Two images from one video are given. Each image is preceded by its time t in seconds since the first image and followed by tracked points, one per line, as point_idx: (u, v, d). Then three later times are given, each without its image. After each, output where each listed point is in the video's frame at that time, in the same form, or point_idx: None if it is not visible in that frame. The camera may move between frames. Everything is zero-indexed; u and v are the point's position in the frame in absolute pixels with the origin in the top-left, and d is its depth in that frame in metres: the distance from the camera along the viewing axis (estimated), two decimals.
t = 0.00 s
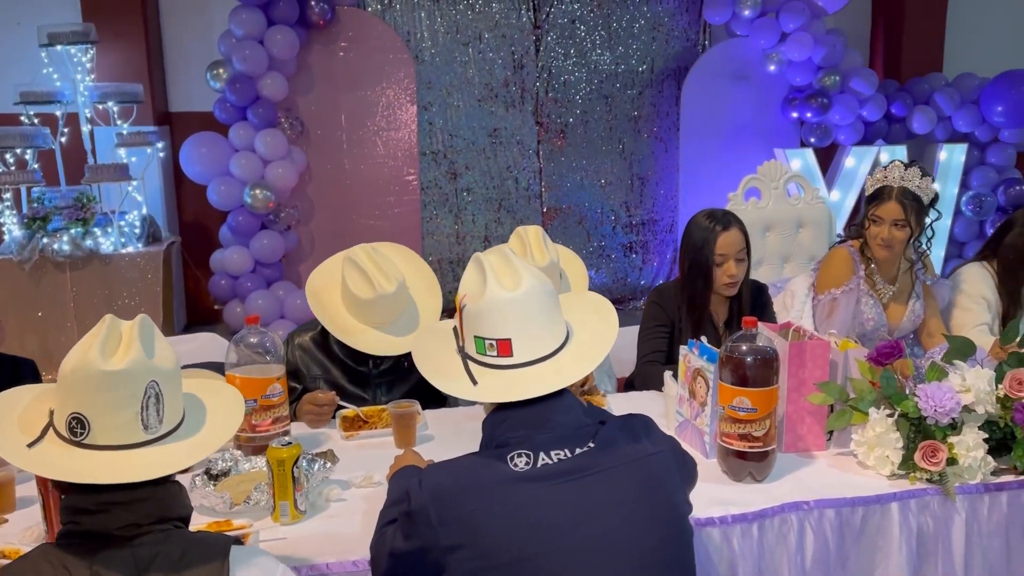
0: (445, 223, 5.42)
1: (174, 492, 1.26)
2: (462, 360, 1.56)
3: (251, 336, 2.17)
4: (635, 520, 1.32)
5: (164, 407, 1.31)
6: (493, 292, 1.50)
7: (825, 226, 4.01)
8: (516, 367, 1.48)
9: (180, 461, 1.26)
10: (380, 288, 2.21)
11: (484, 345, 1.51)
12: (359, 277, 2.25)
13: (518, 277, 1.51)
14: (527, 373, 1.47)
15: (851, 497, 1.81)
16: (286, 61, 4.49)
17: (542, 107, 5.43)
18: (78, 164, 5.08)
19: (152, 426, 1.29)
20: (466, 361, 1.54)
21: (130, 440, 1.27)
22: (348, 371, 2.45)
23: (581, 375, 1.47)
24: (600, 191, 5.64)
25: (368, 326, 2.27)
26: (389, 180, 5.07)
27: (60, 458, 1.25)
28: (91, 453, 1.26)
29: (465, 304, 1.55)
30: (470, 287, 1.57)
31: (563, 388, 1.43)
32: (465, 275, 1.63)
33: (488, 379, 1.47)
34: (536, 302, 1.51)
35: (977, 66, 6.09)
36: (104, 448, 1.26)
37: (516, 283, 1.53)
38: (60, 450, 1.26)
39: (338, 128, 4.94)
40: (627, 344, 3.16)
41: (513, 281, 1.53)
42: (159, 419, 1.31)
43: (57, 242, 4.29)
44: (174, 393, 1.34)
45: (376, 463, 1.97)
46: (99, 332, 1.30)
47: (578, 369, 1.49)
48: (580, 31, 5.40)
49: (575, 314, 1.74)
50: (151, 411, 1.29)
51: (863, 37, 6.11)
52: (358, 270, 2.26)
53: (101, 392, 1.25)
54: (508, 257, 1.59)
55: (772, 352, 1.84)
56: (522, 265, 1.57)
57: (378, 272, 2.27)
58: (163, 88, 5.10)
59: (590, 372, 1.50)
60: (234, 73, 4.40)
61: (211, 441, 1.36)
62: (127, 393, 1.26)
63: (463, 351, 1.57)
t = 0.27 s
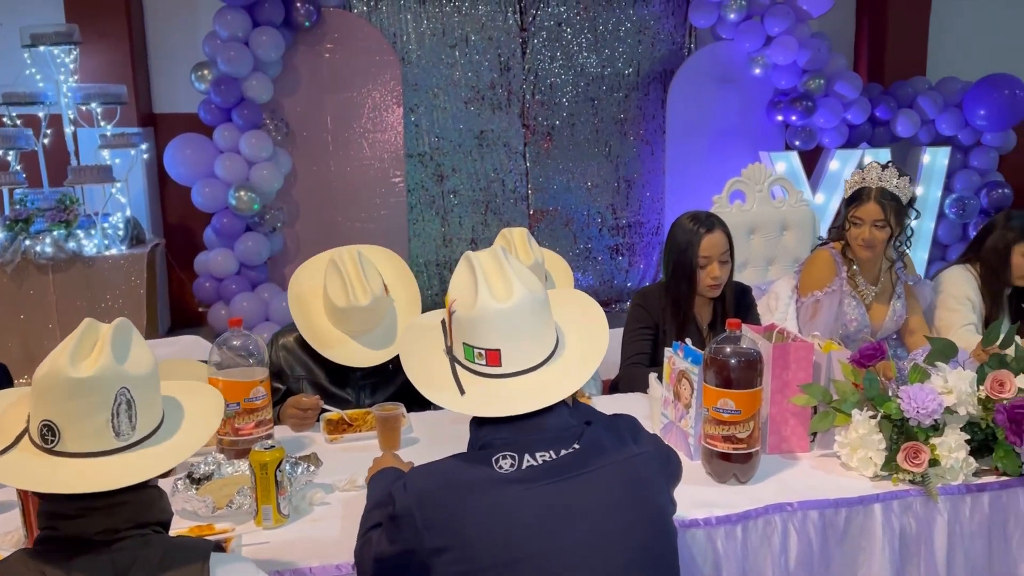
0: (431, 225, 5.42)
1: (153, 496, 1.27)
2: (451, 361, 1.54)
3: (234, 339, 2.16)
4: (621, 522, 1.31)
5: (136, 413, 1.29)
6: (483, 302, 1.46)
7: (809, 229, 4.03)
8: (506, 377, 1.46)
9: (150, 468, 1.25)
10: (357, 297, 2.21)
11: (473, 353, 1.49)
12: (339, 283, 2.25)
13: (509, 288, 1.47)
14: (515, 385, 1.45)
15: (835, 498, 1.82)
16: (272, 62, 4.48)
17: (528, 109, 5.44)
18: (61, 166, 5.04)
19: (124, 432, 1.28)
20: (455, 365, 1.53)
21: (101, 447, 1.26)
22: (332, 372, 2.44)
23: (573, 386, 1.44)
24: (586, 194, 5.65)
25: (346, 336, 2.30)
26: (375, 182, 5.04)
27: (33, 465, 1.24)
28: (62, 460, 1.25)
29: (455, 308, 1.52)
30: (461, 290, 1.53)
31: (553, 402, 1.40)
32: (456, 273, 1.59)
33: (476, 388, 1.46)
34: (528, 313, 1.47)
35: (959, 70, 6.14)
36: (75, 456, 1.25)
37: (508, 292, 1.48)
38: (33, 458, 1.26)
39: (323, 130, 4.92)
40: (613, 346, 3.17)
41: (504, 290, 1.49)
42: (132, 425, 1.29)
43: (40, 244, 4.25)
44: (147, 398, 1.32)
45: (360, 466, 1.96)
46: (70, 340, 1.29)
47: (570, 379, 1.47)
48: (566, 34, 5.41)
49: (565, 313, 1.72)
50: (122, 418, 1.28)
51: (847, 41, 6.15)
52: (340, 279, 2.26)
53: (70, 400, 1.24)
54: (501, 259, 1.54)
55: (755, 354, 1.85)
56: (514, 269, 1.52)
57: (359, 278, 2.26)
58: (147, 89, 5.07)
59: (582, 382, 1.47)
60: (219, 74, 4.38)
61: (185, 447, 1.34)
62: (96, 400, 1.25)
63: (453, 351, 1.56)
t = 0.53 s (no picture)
0: (418, 227, 5.42)
1: (130, 502, 1.26)
2: (437, 362, 1.51)
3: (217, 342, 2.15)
4: (605, 525, 1.31)
5: (105, 416, 1.28)
6: (471, 310, 1.41)
7: (793, 231, 4.05)
8: (492, 385, 1.43)
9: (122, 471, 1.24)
10: (342, 311, 2.20)
11: (459, 359, 1.45)
12: (325, 296, 2.23)
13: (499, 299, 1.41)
14: (501, 395, 1.42)
15: (818, 500, 1.83)
16: (257, 64, 4.46)
17: (515, 111, 5.44)
18: (43, 167, 5.00)
19: (95, 436, 1.27)
20: (441, 367, 1.49)
21: (71, 453, 1.25)
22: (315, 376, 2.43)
23: (561, 399, 1.42)
24: (573, 196, 5.65)
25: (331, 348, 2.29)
26: (361, 184, 5.03)
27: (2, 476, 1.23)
28: (32, 470, 1.23)
29: (442, 311, 1.48)
30: (450, 293, 1.48)
31: (541, 417, 1.38)
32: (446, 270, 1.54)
33: (461, 396, 1.43)
34: (517, 323, 1.42)
35: (942, 74, 6.19)
36: (44, 464, 1.23)
37: (498, 300, 1.43)
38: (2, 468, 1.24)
39: (309, 132, 4.91)
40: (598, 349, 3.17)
41: (494, 297, 1.44)
42: (101, 429, 1.28)
43: (23, 246, 4.21)
44: (115, 401, 1.31)
45: (344, 470, 1.95)
46: (31, 346, 1.27)
47: (558, 391, 1.43)
48: (552, 36, 5.42)
49: (550, 311, 1.68)
50: (91, 422, 1.26)
51: (832, 44, 6.19)
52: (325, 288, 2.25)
53: (36, 407, 1.22)
54: (493, 262, 1.48)
55: (740, 356, 1.85)
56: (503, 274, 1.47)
57: (346, 291, 2.24)
58: (131, 90, 5.04)
59: (571, 395, 1.45)
60: (204, 76, 4.36)
61: (157, 449, 1.33)
62: (63, 405, 1.23)
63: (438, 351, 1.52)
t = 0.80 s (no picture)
0: (405, 228, 5.41)
1: (114, 508, 1.26)
2: (423, 365, 1.48)
3: (201, 345, 2.13)
4: (589, 527, 1.32)
5: (97, 417, 1.29)
6: (461, 323, 1.37)
7: (778, 234, 4.07)
8: (480, 396, 1.41)
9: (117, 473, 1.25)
10: (312, 311, 2.19)
11: (447, 368, 1.41)
12: (296, 295, 2.22)
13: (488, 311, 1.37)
14: (486, 406, 1.39)
15: (802, 500, 1.83)
16: (242, 65, 4.44)
17: (502, 113, 5.44)
18: (26, 169, 4.96)
19: (87, 437, 1.27)
20: (428, 372, 1.46)
21: (63, 453, 1.25)
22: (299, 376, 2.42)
23: (547, 413, 1.40)
24: (560, 198, 5.66)
25: (302, 349, 2.28)
26: (348, 186, 5.01)
27: None
28: (21, 469, 1.23)
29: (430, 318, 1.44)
30: (439, 300, 1.44)
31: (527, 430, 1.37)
32: (435, 272, 1.49)
33: (446, 406, 1.40)
34: (507, 336, 1.38)
35: (926, 77, 6.24)
36: (36, 464, 1.23)
37: (488, 312, 1.39)
38: None
39: (295, 133, 4.89)
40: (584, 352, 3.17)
41: (484, 309, 1.39)
42: (93, 429, 1.28)
43: (5, 248, 4.18)
44: (105, 403, 1.32)
45: (329, 473, 1.95)
46: (24, 344, 1.27)
47: (545, 405, 1.41)
48: (539, 39, 5.43)
49: (535, 310, 1.64)
50: (84, 423, 1.27)
51: (817, 47, 6.23)
52: (298, 287, 2.24)
53: (31, 405, 1.22)
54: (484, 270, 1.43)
55: (725, 358, 1.86)
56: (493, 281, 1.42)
57: (317, 292, 2.23)
58: (115, 91, 5.01)
59: (557, 407, 1.43)
60: (189, 76, 4.34)
61: (145, 452, 1.35)
62: (60, 404, 1.24)
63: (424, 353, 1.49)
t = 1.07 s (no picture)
0: (392, 230, 5.41)
1: (100, 512, 1.27)
2: (409, 371, 1.48)
3: (186, 348, 2.12)
4: (575, 529, 1.32)
5: (81, 423, 1.28)
6: (447, 331, 1.36)
7: (763, 236, 4.10)
8: (465, 404, 1.40)
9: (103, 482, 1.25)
10: (303, 305, 2.19)
11: (433, 374, 1.41)
12: (287, 290, 2.22)
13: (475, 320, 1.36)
14: (472, 415, 1.39)
15: (788, 502, 1.84)
16: (228, 66, 4.42)
17: (489, 115, 5.45)
18: (10, 171, 4.92)
19: (71, 443, 1.27)
20: (414, 379, 1.46)
21: (47, 460, 1.24)
22: (286, 378, 2.41)
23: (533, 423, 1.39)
24: (547, 200, 5.67)
25: (291, 344, 2.28)
26: (334, 188, 5.00)
27: None
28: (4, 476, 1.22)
29: (417, 324, 1.43)
30: (426, 307, 1.43)
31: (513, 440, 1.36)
32: (424, 278, 1.48)
33: (431, 414, 1.40)
34: (494, 344, 1.38)
35: (909, 80, 6.29)
36: (20, 470, 1.22)
37: (475, 321, 1.38)
38: None
39: (281, 134, 4.87)
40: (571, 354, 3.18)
41: (471, 316, 1.39)
42: (76, 435, 1.28)
43: None
44: (89, 408, 1.31)
45: (316, 476, 1.94)
46: (7, 348, 1.25)
47: (531, 414, 1.41)
48: (525, 41, 5.43)
49: (523, 312, 1.63)
50: (68, 429, 1.26)
51: (802, 50, 6.27)
52: (289, 280, 2.24)
53: (16, 411, 1.21)
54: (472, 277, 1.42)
55: (710, 360, 1.87)
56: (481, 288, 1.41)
57: (308, 287, 2.23)
58: (100, 93, 4.98)
59: (544, 415, 1.42)
60: (174, 78, 4.32)
61: (128, 458, 1.35)
62: (45, 411, 1.23)
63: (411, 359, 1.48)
